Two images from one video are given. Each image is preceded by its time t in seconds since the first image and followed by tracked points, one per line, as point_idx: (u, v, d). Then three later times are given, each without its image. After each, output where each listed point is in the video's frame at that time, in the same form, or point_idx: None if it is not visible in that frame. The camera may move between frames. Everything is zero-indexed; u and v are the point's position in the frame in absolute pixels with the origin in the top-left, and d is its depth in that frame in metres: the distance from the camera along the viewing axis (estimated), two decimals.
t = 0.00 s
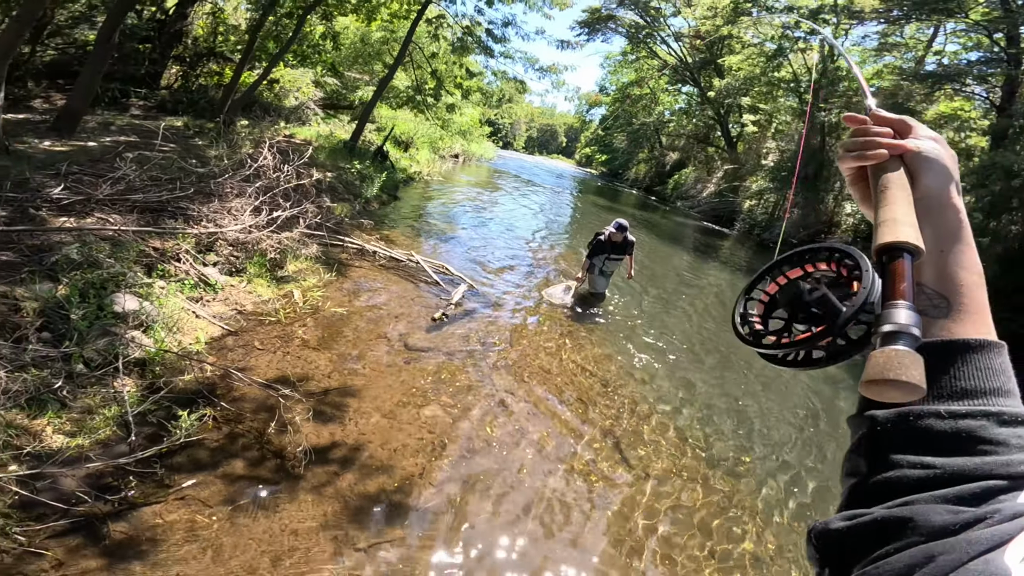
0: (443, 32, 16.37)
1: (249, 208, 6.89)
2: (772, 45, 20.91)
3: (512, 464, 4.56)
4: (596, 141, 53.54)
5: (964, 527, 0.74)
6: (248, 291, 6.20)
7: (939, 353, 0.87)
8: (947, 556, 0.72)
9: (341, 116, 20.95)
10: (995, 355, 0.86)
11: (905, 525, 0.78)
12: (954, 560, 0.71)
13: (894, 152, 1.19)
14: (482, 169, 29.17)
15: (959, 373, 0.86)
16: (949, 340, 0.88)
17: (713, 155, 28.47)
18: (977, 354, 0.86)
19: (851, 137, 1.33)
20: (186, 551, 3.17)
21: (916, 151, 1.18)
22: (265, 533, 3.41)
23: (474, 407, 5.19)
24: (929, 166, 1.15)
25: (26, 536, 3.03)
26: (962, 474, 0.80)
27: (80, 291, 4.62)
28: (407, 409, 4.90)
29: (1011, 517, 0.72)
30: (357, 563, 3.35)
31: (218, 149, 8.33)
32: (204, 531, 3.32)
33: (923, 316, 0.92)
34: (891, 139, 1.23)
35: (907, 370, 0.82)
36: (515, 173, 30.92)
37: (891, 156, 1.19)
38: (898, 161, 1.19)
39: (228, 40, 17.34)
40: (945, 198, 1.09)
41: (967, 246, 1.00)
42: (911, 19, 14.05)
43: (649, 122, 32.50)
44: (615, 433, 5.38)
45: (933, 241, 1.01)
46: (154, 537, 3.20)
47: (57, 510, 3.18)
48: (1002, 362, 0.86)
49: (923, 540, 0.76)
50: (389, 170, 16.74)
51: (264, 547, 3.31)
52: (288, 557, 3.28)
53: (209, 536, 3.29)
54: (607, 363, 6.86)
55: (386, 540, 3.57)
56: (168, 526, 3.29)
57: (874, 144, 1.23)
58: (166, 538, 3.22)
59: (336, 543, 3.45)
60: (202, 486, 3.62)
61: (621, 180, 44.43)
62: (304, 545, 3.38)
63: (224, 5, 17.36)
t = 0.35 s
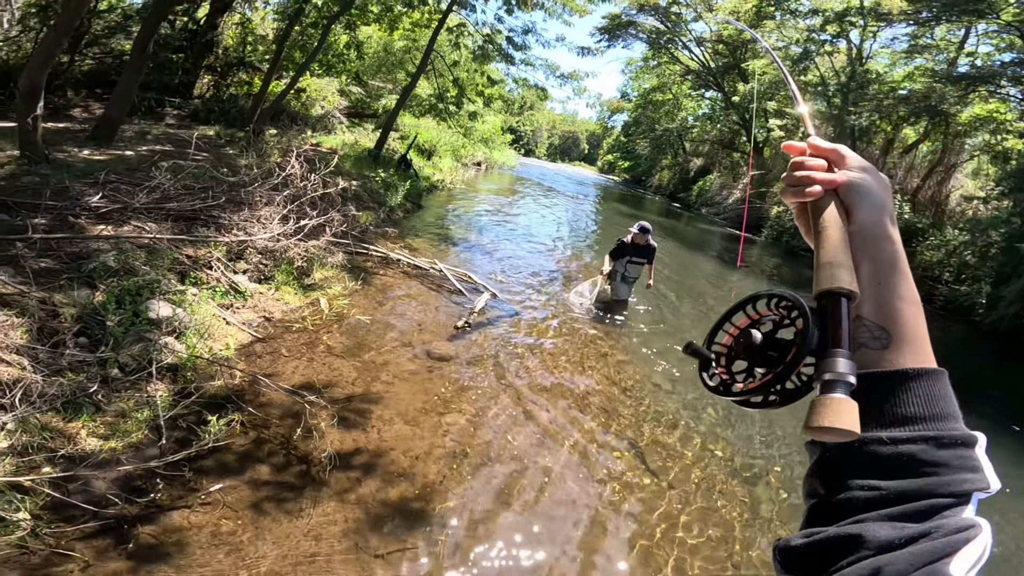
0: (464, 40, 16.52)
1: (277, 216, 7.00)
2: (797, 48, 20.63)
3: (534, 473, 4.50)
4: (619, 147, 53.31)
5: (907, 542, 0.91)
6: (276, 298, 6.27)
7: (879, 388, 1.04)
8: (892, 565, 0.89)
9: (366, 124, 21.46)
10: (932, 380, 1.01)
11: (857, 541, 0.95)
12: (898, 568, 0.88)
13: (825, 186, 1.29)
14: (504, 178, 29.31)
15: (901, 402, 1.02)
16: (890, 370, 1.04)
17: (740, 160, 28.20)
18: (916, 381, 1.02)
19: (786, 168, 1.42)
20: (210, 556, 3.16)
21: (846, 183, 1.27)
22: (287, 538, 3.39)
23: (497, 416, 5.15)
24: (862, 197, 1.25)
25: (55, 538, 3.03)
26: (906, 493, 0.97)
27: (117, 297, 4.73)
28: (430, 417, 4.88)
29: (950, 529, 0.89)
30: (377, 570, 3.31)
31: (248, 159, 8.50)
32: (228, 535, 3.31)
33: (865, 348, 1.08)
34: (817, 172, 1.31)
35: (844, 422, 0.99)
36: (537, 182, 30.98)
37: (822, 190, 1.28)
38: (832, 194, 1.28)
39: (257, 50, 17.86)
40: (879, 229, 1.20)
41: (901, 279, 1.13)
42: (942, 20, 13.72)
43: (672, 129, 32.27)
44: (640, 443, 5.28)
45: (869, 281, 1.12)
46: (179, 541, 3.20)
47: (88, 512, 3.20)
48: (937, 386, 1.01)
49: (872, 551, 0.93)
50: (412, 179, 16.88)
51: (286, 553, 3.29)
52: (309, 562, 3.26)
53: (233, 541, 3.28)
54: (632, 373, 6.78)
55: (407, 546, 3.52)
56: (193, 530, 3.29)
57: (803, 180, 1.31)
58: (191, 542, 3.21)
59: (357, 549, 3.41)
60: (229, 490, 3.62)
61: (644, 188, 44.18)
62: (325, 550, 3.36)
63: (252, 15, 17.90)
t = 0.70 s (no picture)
0: (484, 47, 16.61)
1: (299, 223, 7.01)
2: (823, 50, 20.33)
3: (549, 483, 4.44)
4: (641, 152, 53.02)
5: (915, 555, 0.91)
6: (296, 305, 6.31)
7: (891, 401, 1.04)
8: None
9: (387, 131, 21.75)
10: (947, 398, 1.01)
11: (864, 554, 0.94)
12: None
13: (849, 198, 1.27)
14: (524, 184, 29.37)
15: (913, 415, 1.02)
16: (907, 386, 1.03)
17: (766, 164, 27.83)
18: (932, 397, 1.01)
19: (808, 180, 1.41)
20: (220, 560, 3.15)
21: (872, 195, 1.26)
22: (297, 544, 3.37)
23: (512, 425, 5.11)
24: (885, 209, 1.23)
25: (70, 540, 3.06)
26: (915, 507, 0.96)
27: (142, 303, 4.81)
28: (445, 426, 4.85)
29: (957, 544, 0.89)
30: None
31: (271, 167, 8.63)
32: (239, 540, 3.30)
33: (881, 363, 1.07)
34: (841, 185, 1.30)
35: (848, 434, 0.99)
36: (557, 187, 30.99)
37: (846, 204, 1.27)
38: (856, 206, 1.27)
39: (281, 59, 18.30)
40: (903, 240, 1.19)
41: (922, 293, 1.12)
42: (973, 19, 13.39)
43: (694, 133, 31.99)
44: (659, 454, 5.19)
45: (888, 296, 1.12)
46: (191, 545, 3.19)
47: (103, 514, 3.23)
48: (952, 404, 1.00)
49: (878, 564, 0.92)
50: (433, 185, 16.99)
51: (295, 559, 3.27)
52: (318, 569, 3.24)
53: (243, 546, 3.27)
54: (651, 382, 6.69)
55: (416, 556, 3.48)
56: (205, 534, 3.28)
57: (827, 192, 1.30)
58: (203, 545, 3.21)
59: (366, 557, 3.39)
60: (242, 495, 3.63)
61: (666, 194, 43.85)
62: (334, 557, 3.34)
63: (277, 24, 18.33)
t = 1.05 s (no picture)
0: (500, 50, 16.68)
1: (311, 227, 6.96)
2: (849, 47, 19.90)
3: (553, 491, 4.37)
4: (663, 155, 52.48)
5: (948, 564, 0.90)
6: (308, 309, 6.34)
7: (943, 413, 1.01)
8: None
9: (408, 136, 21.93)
10: (1000, 414, 0.98)
11: (899, 563, 0.93)
12: None
13: (928, 194, 1.20)
14: (545, 188, 29.31)
15: (967, 430, 1.00)
16: (965, 398, 1.02)
17: (794, 165, 27.53)
18: (988, 413, 0.99)
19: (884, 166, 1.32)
20: (214, 563, 3.17)
21: (954, 192, 1.19)
22: (293, 548, 3.37)
23: (519, 432, 5.05)
24: (966, 210, 1.17)
25: (67, 538, 3.11)
26: (956, 519, 0.96)
27: (154, 307, 4.88)
28: (451, 432, 4.82)
29: (993, 555, 0.89)
30: None
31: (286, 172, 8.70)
32: (233, 544, 3.31)
33: (940, 372, 1.05)
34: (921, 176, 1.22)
35: (893, 448, 0.94)
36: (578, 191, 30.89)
37: (924, 197, 1.20)
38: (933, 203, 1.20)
39: (303, 66, 18.63)
40: (978, 245, 1.14)
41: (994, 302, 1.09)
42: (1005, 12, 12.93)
43: (718, 135, 31.54)
44: (669, 461, 5.07)
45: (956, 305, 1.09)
46: (186, 547, 3.22)
47: (102, 514, 3.28)
48: (1008, 420, 0.98)
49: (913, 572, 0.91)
50: (451, 189, 17.06)
51: (289, 563, 3.27)
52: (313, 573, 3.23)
53: (237, 549, 3.28)
54: (667, 388, 6.56)
55: (412, 564, 3.45)
56: (201, 537, 3.31)
57: (907, 182, 1.23)
58: (198, 548, 3.23)
59: (361, 563, 3.37)
60: (241, 499, 3.66)
61: (690, 197, 43.27)
62: (328, 561, 3.33)
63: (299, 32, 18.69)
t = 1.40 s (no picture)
0: (506, 53, 16.70)
1: (305, 229, 6.91)
2: (863, 48, 19.62)
3: (534, 501, 4.27)
4: (678, 159, 52.00)
5: None
6: (299, 311, 6.30)
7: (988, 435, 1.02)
8: None
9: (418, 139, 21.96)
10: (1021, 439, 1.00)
11: None
12: None
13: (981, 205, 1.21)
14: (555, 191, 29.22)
15: (994, 454, 1.01)
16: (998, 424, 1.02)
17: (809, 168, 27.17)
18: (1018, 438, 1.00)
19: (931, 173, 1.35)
20: (173, 565, 3.18)
21: (1005, 207, 1.20)
22: (255, 553, 3.36)
23: (505, 439, 4.96)
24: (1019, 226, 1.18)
25: (30, 536, 3.19)
26: (968, 540, 0.97)
27: (139, 308, 4.89)
28: (435, 438, 4.75)
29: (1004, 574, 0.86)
30: None
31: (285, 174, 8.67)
32: (194, 546, 3.33)
33: (975, 395, 1.08)
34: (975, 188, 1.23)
35: (943, 476, 0.93)
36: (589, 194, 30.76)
37: (976, 208, 1.21)
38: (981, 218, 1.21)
39: (312, 69, 18.76)
40: None
41: None
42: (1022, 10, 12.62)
43: (732, 137, 31.21)
44: (658, 470, 4.95)
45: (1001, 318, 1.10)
46: (146, 548, 3.25)
47: (65, 513, 3.36)
48: None
49: None
50: (457, 193, 17.00)
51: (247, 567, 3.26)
52: None
53: (198, 552, 3.29)
54: (664, 394, 6.44)
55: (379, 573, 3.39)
56: (162, 539, 3.33)
57: (959, 191, 1.24)
58: (157, 549, 3.26)
59: (325, 571, 3.33)
60: (209, 502, 3.67)
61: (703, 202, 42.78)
62: (290, 567, 3.30)
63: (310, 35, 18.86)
